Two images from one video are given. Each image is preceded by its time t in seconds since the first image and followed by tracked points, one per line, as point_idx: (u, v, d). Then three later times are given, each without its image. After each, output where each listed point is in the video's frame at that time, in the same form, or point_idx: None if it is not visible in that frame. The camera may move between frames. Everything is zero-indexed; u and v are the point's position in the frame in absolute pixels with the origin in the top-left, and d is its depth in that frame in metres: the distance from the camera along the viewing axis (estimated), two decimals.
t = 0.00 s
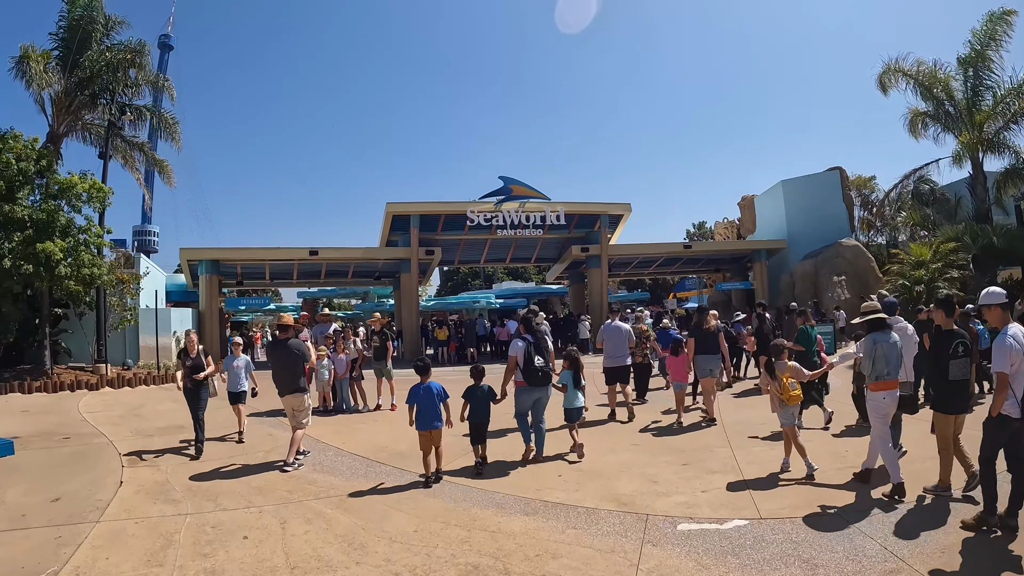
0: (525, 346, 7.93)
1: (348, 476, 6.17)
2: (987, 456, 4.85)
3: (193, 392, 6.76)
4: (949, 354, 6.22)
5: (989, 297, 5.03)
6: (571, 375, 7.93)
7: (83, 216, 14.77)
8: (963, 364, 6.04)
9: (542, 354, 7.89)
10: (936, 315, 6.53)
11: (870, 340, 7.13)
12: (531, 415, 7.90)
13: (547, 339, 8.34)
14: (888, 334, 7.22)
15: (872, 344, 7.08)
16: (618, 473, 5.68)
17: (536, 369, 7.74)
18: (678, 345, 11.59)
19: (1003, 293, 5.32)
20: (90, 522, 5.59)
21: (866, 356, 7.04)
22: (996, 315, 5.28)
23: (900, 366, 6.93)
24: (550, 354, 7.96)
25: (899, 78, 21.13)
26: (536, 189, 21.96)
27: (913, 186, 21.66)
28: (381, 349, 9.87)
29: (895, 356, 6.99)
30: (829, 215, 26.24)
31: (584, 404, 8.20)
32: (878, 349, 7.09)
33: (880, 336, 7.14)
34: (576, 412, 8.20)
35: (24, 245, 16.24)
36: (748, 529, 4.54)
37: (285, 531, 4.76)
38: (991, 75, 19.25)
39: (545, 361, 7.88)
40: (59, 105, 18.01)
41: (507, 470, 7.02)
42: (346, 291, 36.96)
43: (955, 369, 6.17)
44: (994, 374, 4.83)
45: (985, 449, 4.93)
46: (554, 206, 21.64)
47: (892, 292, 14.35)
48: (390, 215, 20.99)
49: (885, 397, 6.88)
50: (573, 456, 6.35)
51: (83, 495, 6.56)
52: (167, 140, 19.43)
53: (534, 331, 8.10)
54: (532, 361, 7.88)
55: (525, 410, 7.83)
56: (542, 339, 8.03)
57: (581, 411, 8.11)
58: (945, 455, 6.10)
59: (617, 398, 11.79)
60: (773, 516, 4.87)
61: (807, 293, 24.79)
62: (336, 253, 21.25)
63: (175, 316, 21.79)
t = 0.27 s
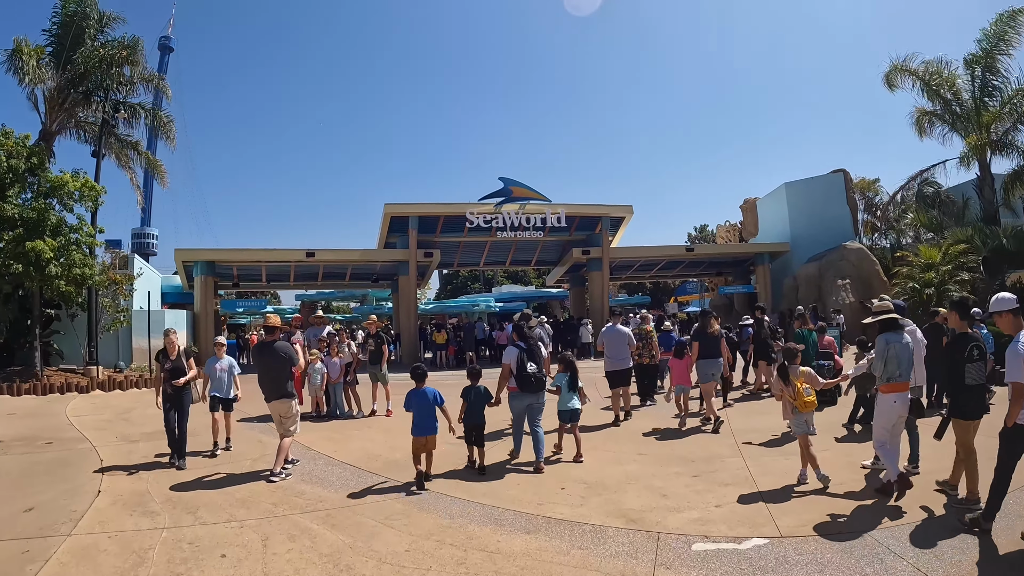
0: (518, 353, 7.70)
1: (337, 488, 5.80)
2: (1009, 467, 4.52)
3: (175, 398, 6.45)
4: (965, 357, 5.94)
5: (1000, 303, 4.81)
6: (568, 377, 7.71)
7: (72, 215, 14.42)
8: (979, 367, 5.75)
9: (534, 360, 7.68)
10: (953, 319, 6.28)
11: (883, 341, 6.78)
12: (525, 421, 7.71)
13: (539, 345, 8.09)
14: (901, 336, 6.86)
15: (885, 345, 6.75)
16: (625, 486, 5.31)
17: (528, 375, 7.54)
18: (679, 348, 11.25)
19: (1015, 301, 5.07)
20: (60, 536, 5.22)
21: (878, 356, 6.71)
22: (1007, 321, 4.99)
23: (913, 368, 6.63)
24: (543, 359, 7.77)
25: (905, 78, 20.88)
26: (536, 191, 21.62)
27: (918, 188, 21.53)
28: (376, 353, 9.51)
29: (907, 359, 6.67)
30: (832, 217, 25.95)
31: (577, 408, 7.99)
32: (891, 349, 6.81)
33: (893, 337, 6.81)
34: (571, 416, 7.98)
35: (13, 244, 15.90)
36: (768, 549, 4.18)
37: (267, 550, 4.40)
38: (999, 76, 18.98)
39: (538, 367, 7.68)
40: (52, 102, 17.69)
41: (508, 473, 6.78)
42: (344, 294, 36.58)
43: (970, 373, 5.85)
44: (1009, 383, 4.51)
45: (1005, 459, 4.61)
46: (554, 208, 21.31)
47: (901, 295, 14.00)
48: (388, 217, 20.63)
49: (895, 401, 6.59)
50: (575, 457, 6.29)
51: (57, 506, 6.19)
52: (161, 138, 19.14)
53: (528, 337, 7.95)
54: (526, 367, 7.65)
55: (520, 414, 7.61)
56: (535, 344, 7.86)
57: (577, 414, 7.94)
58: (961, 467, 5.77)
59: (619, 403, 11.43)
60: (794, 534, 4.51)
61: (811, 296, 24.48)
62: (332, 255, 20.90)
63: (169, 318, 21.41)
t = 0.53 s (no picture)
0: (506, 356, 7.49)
1: (326, 503, 5.42)
2: None
3: (151, 412, 6.05)
4: (982, 364, 5.62)
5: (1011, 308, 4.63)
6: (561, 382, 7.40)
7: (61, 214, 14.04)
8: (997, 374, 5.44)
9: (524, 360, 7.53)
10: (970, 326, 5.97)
11: (895, 346, 6.42)
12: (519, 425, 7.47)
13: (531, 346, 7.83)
14: (916, 342, 6.47)
15: (898, 350, 6.37)
16: (634, 503, 4.94)
17: (518, 375, 7.36)
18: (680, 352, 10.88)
19: None
20: (26, 553, 4.85)
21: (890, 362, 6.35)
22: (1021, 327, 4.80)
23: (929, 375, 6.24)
24: (534, 361, 7.58)
25: (911, 78, 20.62)
26: (536, 193, 21.28)
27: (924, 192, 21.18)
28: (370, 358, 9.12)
29: (923, 365, 6.30)
30: (836, 221, 25.62)
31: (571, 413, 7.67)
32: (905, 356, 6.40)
33: (908, 342, 6.44)
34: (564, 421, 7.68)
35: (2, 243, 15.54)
36: None
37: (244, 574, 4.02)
38: (1006, 77, 18.67)
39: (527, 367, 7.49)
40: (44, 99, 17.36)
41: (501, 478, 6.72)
42: (342, 297, 36.20)
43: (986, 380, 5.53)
44: None
45: None
46: (555, 210, 20.96)
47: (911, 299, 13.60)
48: (386, 218, 20.28)
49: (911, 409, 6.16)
50: (562, 459, 6.29)
51: (27, 519, 5.81)
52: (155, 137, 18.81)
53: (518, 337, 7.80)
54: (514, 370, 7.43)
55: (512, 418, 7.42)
56: (526, 345, 7.68)
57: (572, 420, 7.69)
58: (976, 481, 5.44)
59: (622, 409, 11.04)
60: (820, 557, 4.14)
61: (814, 301, 24.13)
62: (329, 257, 20.52)
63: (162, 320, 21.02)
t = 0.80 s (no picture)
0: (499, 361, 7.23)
1: (307, 518, 5.03)
2: None
3: (111, 422, 5.55)
4: (1000, 366, 5.26)
5: None
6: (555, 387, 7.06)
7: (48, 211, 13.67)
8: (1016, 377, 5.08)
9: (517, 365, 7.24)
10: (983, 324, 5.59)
11: (902, 352, 6.08)
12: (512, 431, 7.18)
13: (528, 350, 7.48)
14: (923, 347, 6.15)
15: (905, 357, 6.02)
16: (640, 520, 4.56)
17: (510, 380, 7.09)
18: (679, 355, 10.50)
19: None
20: None
21: (896, 370, 6.02)
22: None
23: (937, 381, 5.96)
24: (527, 365, 7.29)
25: (916, 78, 20.34)
26: (535, 193, 20.92)
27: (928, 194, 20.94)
28: (362, 361, 8.71)
29: (931, 370, 5.97)
30: (839, 223, 25.43)
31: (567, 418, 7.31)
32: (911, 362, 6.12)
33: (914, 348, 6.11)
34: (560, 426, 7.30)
35: None
36: None
37: None
38: (1013, 76, 18.37)
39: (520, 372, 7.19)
40: (34, 94, 17.01)
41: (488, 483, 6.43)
42: (338, 299, 35.80)
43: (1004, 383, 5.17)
44: None
45: None
46: (554, 211, 20.61)
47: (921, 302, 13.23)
48: (382, 218, 19.90)
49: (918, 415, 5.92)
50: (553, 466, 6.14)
51: None
52: (147, 134, 18.44)
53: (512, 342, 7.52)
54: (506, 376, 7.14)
55: (504, 423, 7.15)
56: (520, 350, 7.40)
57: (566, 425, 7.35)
58: (996, 492, 5.09)
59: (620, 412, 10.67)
60: None
61: (817, 304, 23.86)
62: (324, 258, 20.13)
63: (154, 321, 20.58)
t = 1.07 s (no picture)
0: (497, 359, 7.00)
1: (289, 535, 4.67)
2: None
3: (66, 443, 4.77)
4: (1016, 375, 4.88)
5: None
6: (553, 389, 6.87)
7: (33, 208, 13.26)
8: None
9: (515, 364, 6.99)
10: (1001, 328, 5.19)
11: (913, 356, 5.74)
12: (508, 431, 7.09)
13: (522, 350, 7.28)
14: (937, 351, 5.77)
15: (917, 361, 5.67)
16: (649, 541, 4.20)
17: (507, 381, 6.89)
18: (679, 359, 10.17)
19: None
20: None
21: (909, 376, 5.69)
22: None
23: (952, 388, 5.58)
24: (525, 365, 7.03)
25: (921, 78, 20.04)
26: (535, 193, 20.56)
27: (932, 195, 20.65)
28: (352, 365, 8.34)
29: (945, 376, 5.61)
30: (841, 225, 25.11)
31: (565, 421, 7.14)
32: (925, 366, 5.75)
33: (928, 352, 5.73)
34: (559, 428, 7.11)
35: None
36: None
37: None
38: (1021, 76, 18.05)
39: (518, 372, 6.95)
40: (23, 89, 16.63)
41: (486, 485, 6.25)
42: (335, 300, 35.41)
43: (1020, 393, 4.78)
44: None
45: None
46: (554, 212, 20.23)
47: (931, 304, 12.94)
48: (378, 219, 19.51)
49: (932, 424, 5.55)
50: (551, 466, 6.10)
51: None
52: (139, 131, 18.06)
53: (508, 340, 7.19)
54: (504, 375, 6.92)
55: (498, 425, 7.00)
56: (517, 348, 7.11)
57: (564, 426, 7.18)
58: None
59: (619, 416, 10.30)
60: None
61: (821, 307, 23.60)
62: (319, 258, 19.74)
63: (145, 322, 20.15)
